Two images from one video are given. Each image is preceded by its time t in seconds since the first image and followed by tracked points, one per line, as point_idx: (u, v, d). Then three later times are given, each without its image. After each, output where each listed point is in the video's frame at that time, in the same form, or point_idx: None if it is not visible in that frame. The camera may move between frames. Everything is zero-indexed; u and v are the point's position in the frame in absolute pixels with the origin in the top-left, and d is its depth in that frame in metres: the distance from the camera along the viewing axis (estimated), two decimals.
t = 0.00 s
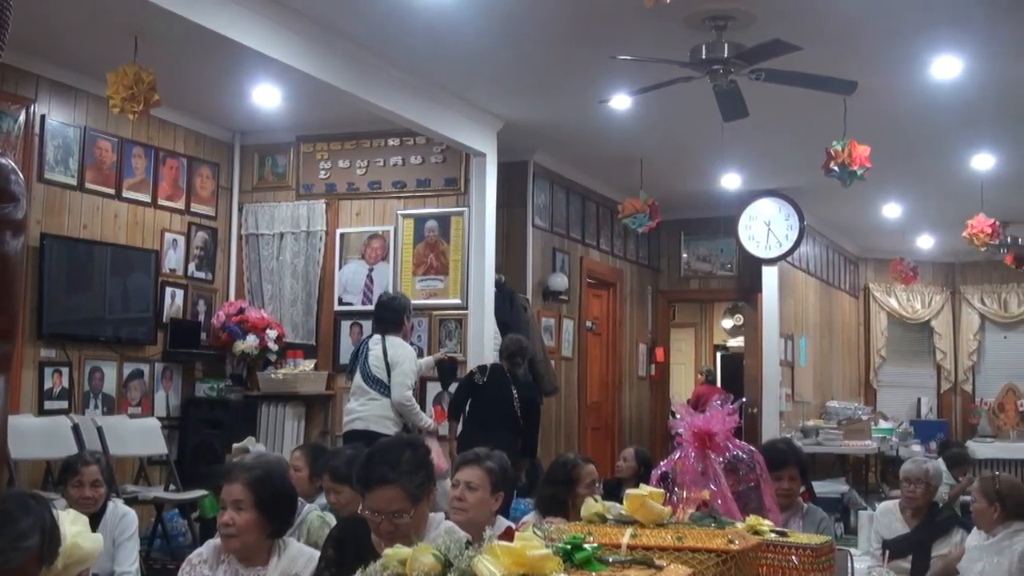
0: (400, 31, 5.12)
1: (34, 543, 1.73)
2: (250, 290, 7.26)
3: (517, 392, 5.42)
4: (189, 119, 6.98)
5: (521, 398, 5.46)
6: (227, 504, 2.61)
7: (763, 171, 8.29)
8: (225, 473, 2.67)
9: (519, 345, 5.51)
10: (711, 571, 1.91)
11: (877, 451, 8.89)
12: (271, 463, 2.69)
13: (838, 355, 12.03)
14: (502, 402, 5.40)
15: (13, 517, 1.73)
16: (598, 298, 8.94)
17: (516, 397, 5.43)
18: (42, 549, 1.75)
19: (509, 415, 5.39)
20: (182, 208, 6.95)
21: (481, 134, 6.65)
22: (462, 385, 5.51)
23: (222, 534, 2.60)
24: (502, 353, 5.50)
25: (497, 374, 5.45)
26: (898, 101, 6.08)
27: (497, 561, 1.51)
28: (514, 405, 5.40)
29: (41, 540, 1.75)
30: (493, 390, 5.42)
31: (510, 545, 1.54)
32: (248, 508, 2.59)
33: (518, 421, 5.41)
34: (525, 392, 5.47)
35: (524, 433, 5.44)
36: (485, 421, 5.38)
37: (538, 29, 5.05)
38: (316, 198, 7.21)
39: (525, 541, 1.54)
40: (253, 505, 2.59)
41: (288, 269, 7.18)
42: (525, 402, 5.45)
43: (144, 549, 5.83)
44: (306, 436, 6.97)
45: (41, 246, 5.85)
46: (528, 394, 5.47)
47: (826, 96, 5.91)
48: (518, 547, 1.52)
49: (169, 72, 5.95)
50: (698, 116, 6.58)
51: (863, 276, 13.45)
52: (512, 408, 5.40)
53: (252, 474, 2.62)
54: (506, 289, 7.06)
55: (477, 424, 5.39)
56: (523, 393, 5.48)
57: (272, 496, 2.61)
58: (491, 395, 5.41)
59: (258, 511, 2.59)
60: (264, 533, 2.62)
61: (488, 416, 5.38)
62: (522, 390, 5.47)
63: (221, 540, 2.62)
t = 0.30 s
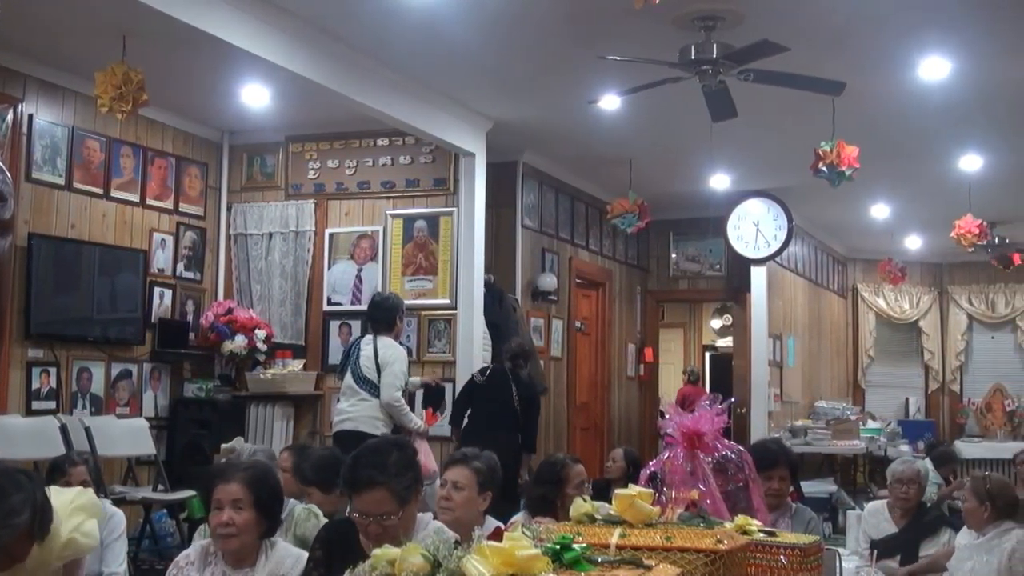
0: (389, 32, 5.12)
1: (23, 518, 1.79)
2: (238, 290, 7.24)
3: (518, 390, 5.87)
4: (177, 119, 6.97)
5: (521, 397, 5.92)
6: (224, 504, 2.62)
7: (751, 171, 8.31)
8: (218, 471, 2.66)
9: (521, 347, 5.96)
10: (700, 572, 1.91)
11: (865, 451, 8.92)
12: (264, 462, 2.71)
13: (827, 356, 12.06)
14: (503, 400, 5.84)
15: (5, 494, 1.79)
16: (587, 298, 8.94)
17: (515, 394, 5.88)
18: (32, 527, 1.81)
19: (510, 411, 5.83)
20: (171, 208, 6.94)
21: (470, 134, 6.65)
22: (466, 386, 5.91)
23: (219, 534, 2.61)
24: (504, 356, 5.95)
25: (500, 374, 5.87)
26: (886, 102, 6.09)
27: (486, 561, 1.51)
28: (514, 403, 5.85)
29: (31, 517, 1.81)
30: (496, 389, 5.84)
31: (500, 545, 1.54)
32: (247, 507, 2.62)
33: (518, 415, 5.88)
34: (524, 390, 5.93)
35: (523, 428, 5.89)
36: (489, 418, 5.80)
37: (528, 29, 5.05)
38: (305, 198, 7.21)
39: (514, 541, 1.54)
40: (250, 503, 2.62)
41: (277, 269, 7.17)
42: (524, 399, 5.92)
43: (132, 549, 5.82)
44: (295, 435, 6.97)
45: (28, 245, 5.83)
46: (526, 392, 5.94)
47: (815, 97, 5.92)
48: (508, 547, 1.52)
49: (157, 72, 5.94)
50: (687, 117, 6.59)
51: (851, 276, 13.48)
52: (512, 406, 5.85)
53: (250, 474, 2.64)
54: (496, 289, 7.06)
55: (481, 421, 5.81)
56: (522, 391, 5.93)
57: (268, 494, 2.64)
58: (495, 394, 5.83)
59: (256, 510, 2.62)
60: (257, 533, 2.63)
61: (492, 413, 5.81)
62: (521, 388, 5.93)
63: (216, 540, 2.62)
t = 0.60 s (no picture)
0: (380, 32, 5.12)
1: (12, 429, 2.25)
2: (227, 290, 7.23)
3: (525, 392, 6.18)
4: (166, 118, 6.96)
5: (529, 398, 6.21)
6: (216, 505, 2.61)
7: (740, 171, 8.32)
8: (208, 472, 2.65)
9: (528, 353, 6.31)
10: (689, 571, 1.91)
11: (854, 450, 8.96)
12: (254, 463, 2.72)
13: (816, 356, 12.08)
14: (510, 402, 6.20)
15: None
16: (577, 298, 8.94)
17: (522, 396, 6.18)
18: (15, 445, 2.25)
19: (518, 412, 6.17)
20: (160, 208, 6.92)
21: (459, 134, 6.65)
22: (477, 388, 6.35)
23: (213, 535, 2.60)
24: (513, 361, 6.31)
25: (508, 378, 6.23)
26: (875, 103, 6.11)
27: (476, 561, 1.51)
28: (520, 403, 6.17)
29: (14, 435, 2.25)
30: (502, 391, 6.22)
31: (489, 545, 1.54)
32: (240, 507, 2.62)
33: (526, 414, 6.18)
34: (531, 392, 6.22)
35: (534, 427, 6.18)
36: (496, 418, 6.19)
37: (517, 29, 5.06)
38: (294, 198, 7.19)
39: (504, 541, 1.54)
40: (241, 502, 2.62)
41: (266, 269, 7.16)
42: (531, 400, 6.19)
43: (120, 550, 5.80)
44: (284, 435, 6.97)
45: (16, 245, 5.81)
46: (534, 392, 6.23)
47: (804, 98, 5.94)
48: (497, 547, 1.52)
49: (146, 72, 5.93)
50: (676, 117, 6.60)
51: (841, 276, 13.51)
52: (519, 406, 6.18)
53: (242, 475, 2.64)
54: (486, 289, 7.06)
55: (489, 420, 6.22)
56: (530, 393, 6.23)
57: (260, 493, 2.65)
58: (500, 396, 6.21)
59: (248, 510, 2.63)
60: (249, 533, 2.64)
61: (499, 413, 6.19)
62: (529, 390, 6.22)
63: (208, 541, 2.62)
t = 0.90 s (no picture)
0: (370, 32, 5.13)
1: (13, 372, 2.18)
2: (215, 290, 7.22)
3: (533, 395, 6.59)
4: (155, 118, 6.95)
5: (535, 399, 6.63)
6: (204, 509, 2.62)
7: (727, 172, 8.33)
8: (195, 476, 2.67)
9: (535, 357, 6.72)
10: (677, 571, 1.91)
11: (842, 450, 8.99)
12: (242, 466, 2.73)
13: (804, 356, 12.10)
14: (518, 403, 6.57)
15: None
16: (565, 298, 8.95)
17: (530, 399, 6.59)
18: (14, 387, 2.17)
19: (526, 414, 6.57)
20: (148, 207, 6.91)
21: (448, 134, 6.64)
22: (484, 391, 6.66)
23: (200, 539, 2.62)
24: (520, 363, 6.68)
25: (515, 380, 6.61)
26: (863, 103, 6.12)
27: (464, 561, 1.51)
28: (529, 405, 6.57)
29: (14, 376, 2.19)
30: (512, 394, 6.58)
31: (477, 545, 1.54)
32: (227, 511, 2.63)
33: (533, 416, 6.60)
34: (538, 394, 6.63)
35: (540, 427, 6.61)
36: (506, 420, 6.55)
37: (506, 30, 5.06)
38: (282, 198, 7.18)
39: (492, 541, 1.54)
40: (229, 505, 2.63)
41: (254, 269, 7.15)
42: (539, 402, 6.62)
43: (108, 550, 5.78)
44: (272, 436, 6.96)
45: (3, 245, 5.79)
46: (540, 394, 6.65)
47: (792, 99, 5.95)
48: (485, 547, 1.52)
49: (134, 72, 5.92)
50: (665, 117, 6.60)
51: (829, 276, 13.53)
52: (527, 408, 6.57)
53: (230, 478, 2.65)
54: (474, 289, 7.06)
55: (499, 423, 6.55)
56: (537, 395, 6.64)
57: (248, 496, 2.66)
58: (511, 399, 6.56)
59: (236, 513, 2.63)
60: (238, 535, 2.65)
61: (509, 416, 6.55)
62: (536, 392, 6.62)
63: (197, 546, 2.64)
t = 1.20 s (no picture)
0: (358, 31, 5.12)
1: (38, 360, 1.90)
2: (203, 289, 7.20)
3: (539, 399, 6.73)
4: (142, 116, 6.94)
5: (542, 406, 6.78)
6: (192, 514, 2.68)
7: (715, 172, 8.35)
8: (183, 481, 2.72)
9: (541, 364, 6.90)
10: (665, 570, 1.91)
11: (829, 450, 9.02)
12: (229, 468, 2.77)
13: (791, 355, 12.12)
14: (524, 407, 6.72)
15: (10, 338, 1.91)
16: (553, 298, 8.95)
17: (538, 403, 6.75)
18: (38, 370, 1.90)
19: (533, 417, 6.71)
20: (135, 206, 6.89)
21: (437, 133, 6.64)
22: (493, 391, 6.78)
23: (190, 543, 2.68)
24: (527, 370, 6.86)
25: (522, 384, 6.76)
26: (851, 104, 6.14)
27: (452, 560, 1.51)
28: (535, 410, 6.72)
29: (37, 361, 1.91)
30: (518, 396, 6.74)
31: (465, 544, 1.54)
32: (215, 516, 2.68)
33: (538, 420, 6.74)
34: (544, 399, 6.78)
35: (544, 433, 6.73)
36: (513, 421, 6.68)
37: (496, 29, 5.06)
38: (270, 198, 7.18)
39: (480, 541, 1.54)
40: (216, 508, 2.68)
41: (242, 268, 7.14)
42: (545, 407, 6.77)
43: (94, 550, 5.77)
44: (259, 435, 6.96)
45: None
46: (546, 401, 6.78)
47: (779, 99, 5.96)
48: (474, 546, 1.52)
49: (121, 70, 5.90)
50: (653, 117, 6.61)
51: (817, 277, 13.56)
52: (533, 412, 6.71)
53: (217, 481, 2.70)
54: (462, 289, 7.06)
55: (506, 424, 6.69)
56: (543, 403, 6.79)
57: (235, 499, 2.71)
58: (517, 400, 6.71)
59: (224, 517, 2.69)
60: (226, 537, 2.71)
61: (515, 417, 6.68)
62: (542, 398, 6.78)
63: (187, 550, 2.70)
